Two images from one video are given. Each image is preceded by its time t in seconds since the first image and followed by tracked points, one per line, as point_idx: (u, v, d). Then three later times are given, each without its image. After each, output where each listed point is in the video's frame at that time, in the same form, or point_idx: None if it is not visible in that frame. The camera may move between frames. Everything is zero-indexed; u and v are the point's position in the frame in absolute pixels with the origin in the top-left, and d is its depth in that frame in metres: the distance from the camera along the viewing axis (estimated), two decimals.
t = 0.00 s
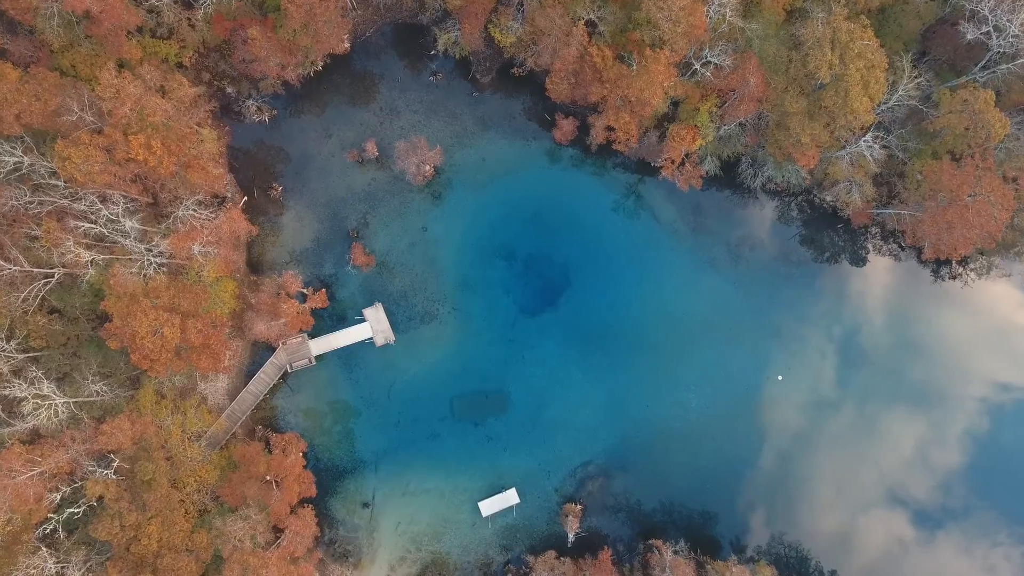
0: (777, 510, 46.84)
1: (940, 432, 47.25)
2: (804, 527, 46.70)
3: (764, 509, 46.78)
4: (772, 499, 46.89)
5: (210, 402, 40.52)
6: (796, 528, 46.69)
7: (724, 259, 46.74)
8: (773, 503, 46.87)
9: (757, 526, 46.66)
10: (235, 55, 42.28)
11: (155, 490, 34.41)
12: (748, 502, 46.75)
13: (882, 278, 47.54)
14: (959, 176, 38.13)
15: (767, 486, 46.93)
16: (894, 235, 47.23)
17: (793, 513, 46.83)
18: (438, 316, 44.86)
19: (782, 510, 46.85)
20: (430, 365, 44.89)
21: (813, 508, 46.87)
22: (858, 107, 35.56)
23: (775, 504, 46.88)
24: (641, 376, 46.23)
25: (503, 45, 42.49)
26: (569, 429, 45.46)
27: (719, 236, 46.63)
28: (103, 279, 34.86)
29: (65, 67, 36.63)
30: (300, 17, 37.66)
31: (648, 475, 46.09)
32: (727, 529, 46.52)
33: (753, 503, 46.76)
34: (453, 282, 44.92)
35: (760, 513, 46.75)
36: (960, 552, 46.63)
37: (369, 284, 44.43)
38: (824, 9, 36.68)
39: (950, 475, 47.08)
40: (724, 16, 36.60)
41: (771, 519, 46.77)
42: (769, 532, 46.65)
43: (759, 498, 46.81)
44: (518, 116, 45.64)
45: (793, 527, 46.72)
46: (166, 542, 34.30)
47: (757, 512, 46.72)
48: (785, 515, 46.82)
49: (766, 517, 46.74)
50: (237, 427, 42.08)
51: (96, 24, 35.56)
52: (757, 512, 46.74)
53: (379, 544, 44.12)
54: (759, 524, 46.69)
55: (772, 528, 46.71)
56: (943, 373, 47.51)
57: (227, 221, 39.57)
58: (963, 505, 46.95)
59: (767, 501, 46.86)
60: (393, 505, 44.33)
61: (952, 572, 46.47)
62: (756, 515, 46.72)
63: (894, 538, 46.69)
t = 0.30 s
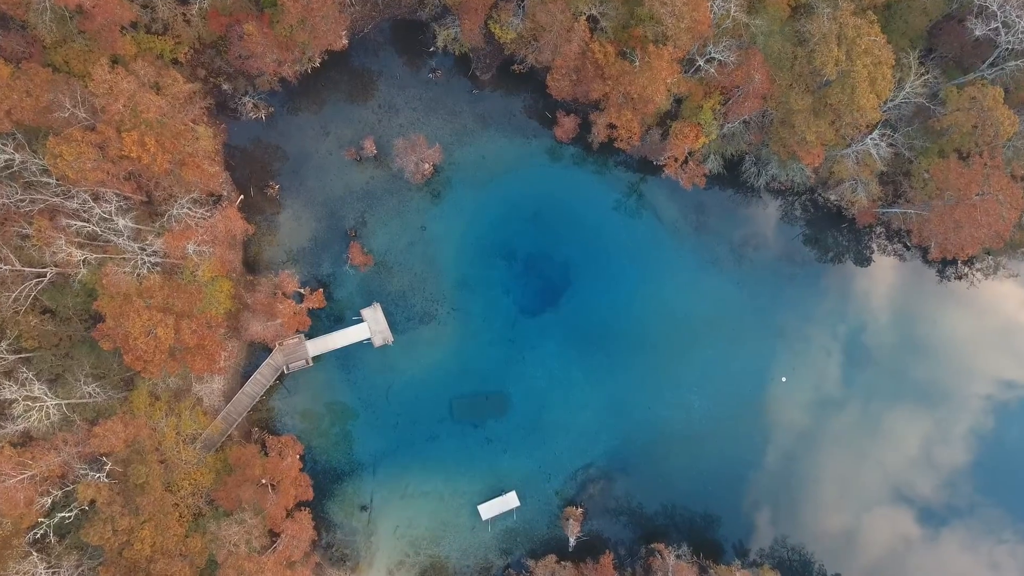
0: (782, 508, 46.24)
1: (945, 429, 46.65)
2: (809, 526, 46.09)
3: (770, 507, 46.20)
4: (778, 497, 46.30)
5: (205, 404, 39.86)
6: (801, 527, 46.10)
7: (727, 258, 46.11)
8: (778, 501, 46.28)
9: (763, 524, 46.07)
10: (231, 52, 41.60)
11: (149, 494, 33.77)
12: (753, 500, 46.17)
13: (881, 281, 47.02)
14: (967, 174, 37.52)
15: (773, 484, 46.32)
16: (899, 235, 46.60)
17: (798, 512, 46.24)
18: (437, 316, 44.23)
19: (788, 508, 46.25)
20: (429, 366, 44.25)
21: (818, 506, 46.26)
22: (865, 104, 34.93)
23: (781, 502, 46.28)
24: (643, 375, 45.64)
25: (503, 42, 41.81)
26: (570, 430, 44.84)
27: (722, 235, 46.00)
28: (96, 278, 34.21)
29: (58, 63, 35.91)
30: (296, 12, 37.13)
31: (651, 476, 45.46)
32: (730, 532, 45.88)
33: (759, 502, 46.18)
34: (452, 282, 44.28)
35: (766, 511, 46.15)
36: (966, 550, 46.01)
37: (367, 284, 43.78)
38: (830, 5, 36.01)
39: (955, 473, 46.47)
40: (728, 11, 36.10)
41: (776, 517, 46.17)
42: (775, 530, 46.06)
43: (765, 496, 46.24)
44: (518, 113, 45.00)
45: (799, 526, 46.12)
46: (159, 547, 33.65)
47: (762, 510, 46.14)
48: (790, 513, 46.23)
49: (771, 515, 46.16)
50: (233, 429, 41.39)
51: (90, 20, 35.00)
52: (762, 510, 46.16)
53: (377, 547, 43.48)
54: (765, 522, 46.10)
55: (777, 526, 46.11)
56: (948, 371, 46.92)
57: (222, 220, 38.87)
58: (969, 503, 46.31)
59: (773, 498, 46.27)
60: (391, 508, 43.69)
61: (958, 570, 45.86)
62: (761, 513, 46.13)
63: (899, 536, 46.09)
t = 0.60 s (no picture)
0: (789, 506, 45.63)
1: (951, 427, 46.04)
2: (816, 524, 45.47)
3: (776, 505, 45.60)
4: (784, 495, 45.70)
5: (201, 406, 39.20)
6: (807, 525, 45.49)
7: (730, 258, 45.49)
8: (784, 499, 45.67)
9: (769, 523, 45.48)
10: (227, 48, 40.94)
11: (143, 498, 33.14)
12: (759, 498, 45.57)
13: (895, 279, 46.35)
14: (975, 172, 36.95)
15: (779, 482, 45.72)
16: (904, 234, 46.00)
17: (804, 510, 45.62)
18: (437, 316, 43.62)
19: (794, 506, 45.65)
20: (429, 367, 43.65)
21: (825, 505, 45.62)
22: (872, 101, 34.35)
23: (787, 500, 45.68)
24: (646, 374, 45.03)
25: (504, 38, 41.19)
26: (572, 430, 44.23)
27: (725, 234, 45.38)
28: (89, 277, 33.61)
29: (51, 60, 35.25)
30: (293, 7, 36.77)
31: (654, 476, 44.86)
32: (733, 536, 45.25)
33: (765, 500, 45.58)
34: (452, 282, 43.68)
35: (772, 509, 45.57)
36: (972, 548, 45.43)
37: (366, 284, 43.18)
38: None
39: (962, 470, 45.85)
40: (732, 6, 35.52)
41: (782, 515, 45.58)
42: (782, 529, 45.47)
43: (772, 494, 45.64)
44: (519, 111, 44.40)
45: (805, 524, 45.52)
46: (153, 552, 33.10)
47: (769, 508, 45.54)
48: (797, 511, 45.62)
49: (778, 513, 45.57)
50: (229, 431, 40.72)
51: (83, 15, 34.41)
52: (769, 508, 45.56)
53: (376, 551, 42.86)
54: (771, 520, 45.51)
55: (783, 525, 45.50)
56: (954, 369, 46.29)
57: (218, 219, 38.27)
58: (976, 501, 45.68)
59: (780, 496, 45.67)
60: (390, 511, 43.08)
61: (965, 567, 45.29)
62: (768, 511, 45.54)
63: (906, 534, 45.51)
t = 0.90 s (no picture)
0: (796, 503, 45.00)
1: (958, 424, 45.36)
2: (823, 522, 44.80)
3: (783, 502, 44.96)
4: (791, 492, 45.05)
5: (196, 408, 38.51)
6: (814, 523, 44.84)
7: (734, 257, 44.83)
8: (792, 496, 45.02)
9: (775, 521, 44.84)
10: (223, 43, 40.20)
11: (136, 501, 32.54)
12: (766, 496, 44.93)
13: (902, 279, 45.72)
14: (983, 171, 36.21)
15: (786, 479, 45.07)
16: (910, 233, 45.32)
17: (811, 507, 44.97)
18: (436, 317, 42.95)
19: (801, 503, 45.00)
20: (428, 368, 42.97)
21: (831, 502, 44.96)
22: (879, 97, 33.70)
23: (795, 497, 45.03)
24: (648, 373, 44.36)
25: (504, 33, 40.44)
26: (574, 430, 43.58)
27: (729, 233, 44.70)
28: (81, 277, 32.95)
29: (43, 55, 34.30)
30: None
31: (657, 476, 44.21)
32: (737, 539, 44.56)
33: (771, 498, 44.93)
34: (452, 281, 43.01)
35: (779, 507, 44.92)
36: (980, 546, 44.69)
37: (364, 284, 42.51)
38: None
39: (969, 468, 45.13)
40: None
41: (790, 512, 44.93)
42: (789, 527, 44.83)
43: (779, 491, 45.01)
44: (519, 107, 43.73)
45: (812, 522, 44.85)
46: (146, 557, 32.44)
47: (775, 506, 44.91)
48: (804, 508, 44.98)
49: (784, 511, 44.92)
50: (225, 433, 40.06)
51: (75, 9, 33.68)
52: (776, 506, 44.92)
53: (374, 555, 42.20)
54: (778, 518, 44.87)
55: (790, 523, 44.87)
56: (960, 366, 45.61)
57: (213, 216, 37.94)
58: (983, 498, 44.96)
59: (787, 494, 45.03)
60: (389, 514, 42.42)
61: (973, 565, 44.54)
62: (775, 509, 44.90)
63: (913, 532, 44.82)
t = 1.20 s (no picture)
0: (802, 501, 44.28)
1: (964, 421, 44.58)
2: (829, 519, 44.09)
3: (789, 500, 44.23)
4: (798, 489, 44.34)
5: (190, 409, 37.75)
6: (820, 521, 44.11)
7: (738, 258, 44.08)
8: (798, 493, 44.30)
9: (782, 519, 44.12)
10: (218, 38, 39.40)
11: (127, 506, 31.83)
12: (772, 494, 44.19)
13: (909, 279, 44.99)
14: (994, 168, 35.22)
15: (792, 477, 44.34)
16: (917, 233, 44.54)
17: (817, 505, 44.22)
18: (435, 317, 42.20)
19: (807, 501, 44.28)
20: (427, 370, 42.22)
21: (838, 500, 44.22)
22: (888, 93, 32.99)
23: (801, 495, 44.29)
24: (650, 373, 43.62)
25: (505, 28, 39.61)
26: (574, 431, 42.84)
27: (732, 232, 43.94)
28: (71, 275, 32.21)
29: (34, 49, 33.47)
30: None
31: (659, 477, 43.46)
32: (741, 544, 43.82)
33: (778, 496, 44.19)
34: (451, 281, 42.26)
35: (785, 505, 44.19)
36: (985, 543, 43.95)
37: (362, 283, 41.76)
38: None
39: (974, 465, 44.37)
40: None
41: (796, 510, 44.21)
42: (795, 526, 44.09)
43: (785, 489, 44.28)
44: (520, 104, 42.97)
45: (818, 520, 44.13)
46: (137, 562, 31.67)
47: (782, 504, 44.17)
48: (811, 506, 44.25)
49: (791, 509, 44.20)
50: (220, 435, 39.31)
51: (66, 2, 32.87)
52: (782, 504, 44.19)
53: (371, 559, 41.46)
54: (784, 516, 44.14)
55: (796, 521, 44.14)
56: (966, 363, 44.84)
57: (207, 214, 37.22)
58: (987, 496, 44.22)
59: (793, 492, 44.29)
60: (387, 518, 41.68)
61: (978, 563, 43.75)
62: (781, 507, 44.18)
63: (918, 530, 44.03)
